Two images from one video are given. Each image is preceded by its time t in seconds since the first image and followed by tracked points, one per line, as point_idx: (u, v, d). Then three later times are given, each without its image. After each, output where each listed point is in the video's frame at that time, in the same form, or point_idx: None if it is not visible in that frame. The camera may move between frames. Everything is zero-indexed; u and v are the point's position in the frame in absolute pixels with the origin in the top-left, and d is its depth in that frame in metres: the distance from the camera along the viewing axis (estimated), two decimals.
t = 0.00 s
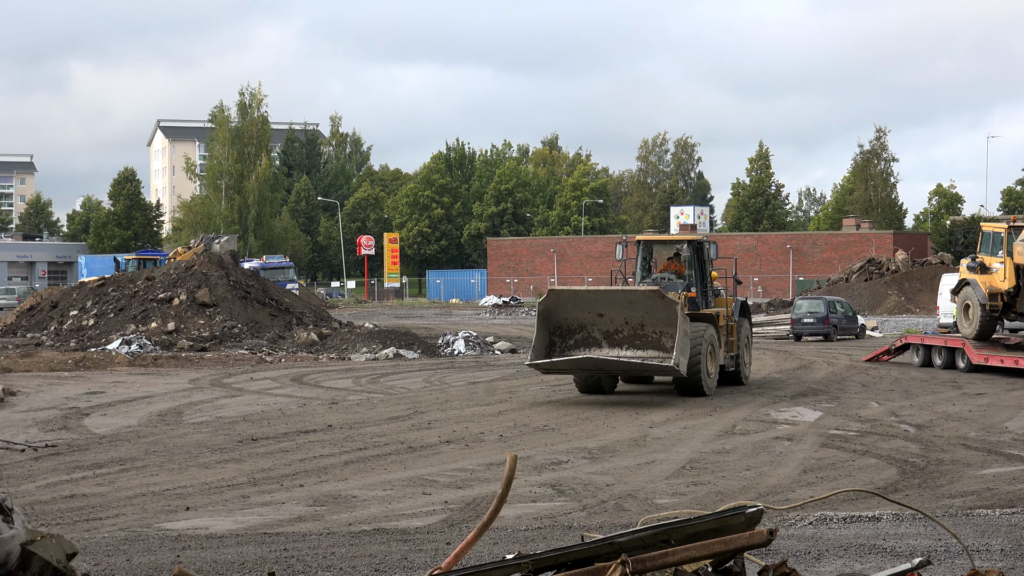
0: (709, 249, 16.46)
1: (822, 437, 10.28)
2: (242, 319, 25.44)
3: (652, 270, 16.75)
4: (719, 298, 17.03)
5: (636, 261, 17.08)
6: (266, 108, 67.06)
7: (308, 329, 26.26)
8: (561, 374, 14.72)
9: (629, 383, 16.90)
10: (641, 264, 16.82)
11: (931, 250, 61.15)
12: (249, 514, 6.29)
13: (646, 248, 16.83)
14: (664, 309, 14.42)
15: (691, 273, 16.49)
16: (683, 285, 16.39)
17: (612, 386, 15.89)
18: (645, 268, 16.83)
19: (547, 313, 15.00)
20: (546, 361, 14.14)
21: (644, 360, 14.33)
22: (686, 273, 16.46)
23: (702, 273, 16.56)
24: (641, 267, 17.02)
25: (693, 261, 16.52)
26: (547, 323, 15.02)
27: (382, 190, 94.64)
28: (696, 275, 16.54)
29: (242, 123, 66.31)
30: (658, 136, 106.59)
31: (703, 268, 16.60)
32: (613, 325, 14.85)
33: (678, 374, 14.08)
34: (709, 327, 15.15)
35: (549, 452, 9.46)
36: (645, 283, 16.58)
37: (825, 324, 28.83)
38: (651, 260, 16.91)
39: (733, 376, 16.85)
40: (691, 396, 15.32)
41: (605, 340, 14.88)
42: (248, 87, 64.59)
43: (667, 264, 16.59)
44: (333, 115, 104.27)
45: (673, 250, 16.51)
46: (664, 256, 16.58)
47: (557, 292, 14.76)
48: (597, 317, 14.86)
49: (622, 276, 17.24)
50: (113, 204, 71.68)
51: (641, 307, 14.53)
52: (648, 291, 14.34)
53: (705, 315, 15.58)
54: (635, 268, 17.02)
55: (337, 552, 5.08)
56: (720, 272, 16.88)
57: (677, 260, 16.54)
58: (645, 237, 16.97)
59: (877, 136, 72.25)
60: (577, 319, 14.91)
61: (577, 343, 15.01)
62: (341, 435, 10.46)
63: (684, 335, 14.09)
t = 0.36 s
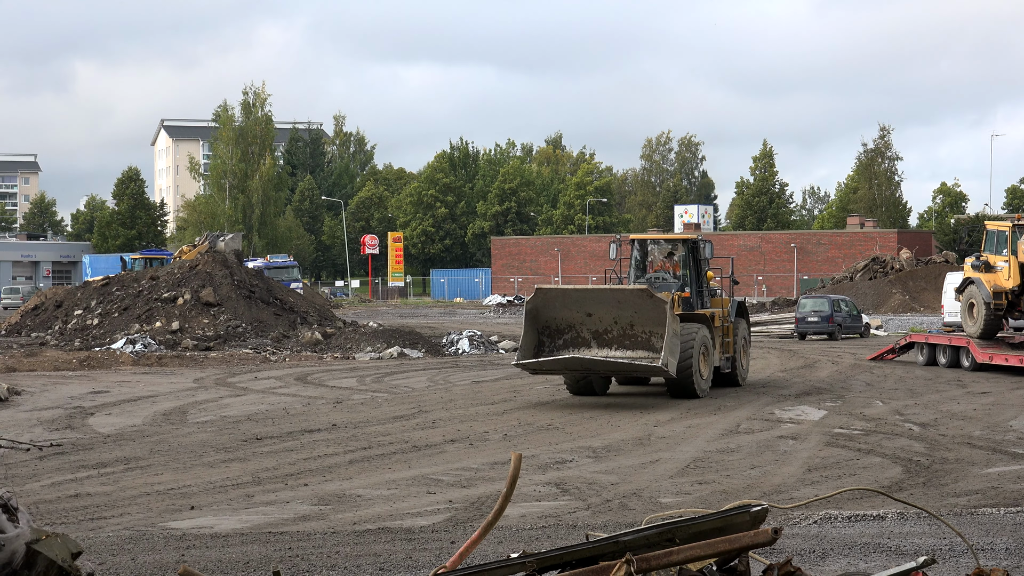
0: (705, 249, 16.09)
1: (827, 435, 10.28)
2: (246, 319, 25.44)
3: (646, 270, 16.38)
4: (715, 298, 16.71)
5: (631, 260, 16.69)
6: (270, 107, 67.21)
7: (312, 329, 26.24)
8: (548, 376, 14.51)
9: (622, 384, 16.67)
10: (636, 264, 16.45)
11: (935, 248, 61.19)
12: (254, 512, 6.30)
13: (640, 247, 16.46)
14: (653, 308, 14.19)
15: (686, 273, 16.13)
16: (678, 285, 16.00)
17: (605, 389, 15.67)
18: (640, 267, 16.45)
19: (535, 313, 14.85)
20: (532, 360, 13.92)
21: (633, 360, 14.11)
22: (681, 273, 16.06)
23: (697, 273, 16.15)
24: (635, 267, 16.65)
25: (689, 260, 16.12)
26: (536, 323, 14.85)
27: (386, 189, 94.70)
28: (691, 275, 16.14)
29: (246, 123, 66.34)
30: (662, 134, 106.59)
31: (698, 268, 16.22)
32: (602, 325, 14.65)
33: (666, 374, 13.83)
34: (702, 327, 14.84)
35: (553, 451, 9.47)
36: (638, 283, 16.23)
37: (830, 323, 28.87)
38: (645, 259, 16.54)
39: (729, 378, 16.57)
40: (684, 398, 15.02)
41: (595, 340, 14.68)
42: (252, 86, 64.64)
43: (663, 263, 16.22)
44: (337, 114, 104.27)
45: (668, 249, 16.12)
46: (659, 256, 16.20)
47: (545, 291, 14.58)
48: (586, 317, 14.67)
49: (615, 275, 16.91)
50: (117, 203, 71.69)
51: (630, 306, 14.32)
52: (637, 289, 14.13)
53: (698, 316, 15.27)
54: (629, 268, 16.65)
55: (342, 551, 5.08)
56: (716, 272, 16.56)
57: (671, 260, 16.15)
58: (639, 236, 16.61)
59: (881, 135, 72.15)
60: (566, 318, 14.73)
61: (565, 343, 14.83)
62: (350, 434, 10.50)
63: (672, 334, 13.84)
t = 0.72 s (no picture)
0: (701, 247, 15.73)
1: (835, 435, 10.27)
2: (253, 318, 25.44)
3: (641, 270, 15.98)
4: (712, 298, 16.41)
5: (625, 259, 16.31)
6: (277, 106, 67.32)
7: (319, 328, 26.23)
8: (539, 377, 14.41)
9: (618, 386, 16.50)
10: (631, 263, 16.07)
11: (942, 248, 61.17)
12: (262, 511, 6.32)
13: (635, 246, 16.07)
14: (644, 309, 14.05)
15: (682, 273, 15.75)
16: (673, 286, 15.64)
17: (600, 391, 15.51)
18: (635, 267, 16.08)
19: (526, 313, 14.79)
20: (519, 362, 13.83)
21: (622, 362, 13.99)
22: (676, 273, 15.68)
23: (693, 272, 15.79)
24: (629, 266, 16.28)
25: (684, 259, 15.73)
26: (526, 324, 14.78)
27: (393, 189, 94.84)
28: (687, 274, 15.79)
29: (253, 122, 66.56)
30: (669, 133, 106.54)
31: (694, 267, 15.87)
32: (592, 326, 14.54)
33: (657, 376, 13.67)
34: (697, 329, 14.59)
35: (560, 450, 9.45)
36: (634, 284, 15.86)
37: (837, 323, 28.83)
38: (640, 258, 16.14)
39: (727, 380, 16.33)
40: (678, 401, 14.82)
41: (585, 341, 14.58)
42: (260, 86, 64.69)
43: (658, 263, 15.82)
44: (344, 113, 104.32)
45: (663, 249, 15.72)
46: (654, 255, 15.79)
47: (535, 291, 14.51)
48: (576, 318, 14.57)
49: (609, 274, 16.55)
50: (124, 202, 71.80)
51: (621, 307, 14.20)
52: (627, 290, 14.01)
53: (693, 317, 15.01)
54: (623, 268, 16.28)
55: (350, 550, 5.08)
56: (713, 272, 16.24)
57: (666, 259, 15.75)
58: (634, 235, 16.22)
59: (888, 133, 72.07)
60: (556, 319, 14.65)
61: (555, 344, 14.75)
62: (359, 432, 10.49)
63: (662, 335, 13.68)
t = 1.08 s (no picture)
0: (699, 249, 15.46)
1: (844, 435, 10.27)
2: (263, 317, 25.45)
3: (639, 271, 15.74)
4: (710, 300, 16.12)
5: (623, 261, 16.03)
6: (287, 106, 67.23)
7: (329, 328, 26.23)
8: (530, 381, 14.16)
9: (614, 390, 16.24)
10: (629, 264, 15.84)
11: (953, 249, 61.04)
12: (270, 510, 6.32)
13: (633, 246, 15.83)
14: (637, 311, 13.76)
15: (680, 274, 15.48)
16: (670, 288, 15.38)
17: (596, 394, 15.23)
18: (633, 269, 15.79)
19: (518, 315, 14.53)
20: (510, 364, 13.59)
21: (615, 365, 13.70)
22: (674, 275, 15.42)
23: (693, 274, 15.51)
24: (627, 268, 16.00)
25: (684, 261, 15.45)
26: (518, 325, 14.52)
27: (403, 189, 94.79)
28: (686, 276, 15.52)
29: (264, 122, 66.49)
30: (679, 134, 106.27)
31: (694, 269, 15.61)
32: (585, 328, 14.27)
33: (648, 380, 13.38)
34: (692, 332, 14.30)
35: (570, 451, 9.45)
36: (631, 286, 15.63)
37: (847, 323, 28.80)
38: (638, 259, 15.91)
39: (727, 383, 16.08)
40: (673, 404, 14.53)
41: (578, 343, 14.32)
42: (270, 86, 64.60)
43: (656, 264, 15.57)
44: (354, 113, 104.28)
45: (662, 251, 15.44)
46: (652, 256, 15.54)
47: (526, 292, 14.25)
48: (569, 320, 14.32)
49: (607, 275, 16.33)
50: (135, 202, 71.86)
51: (613, 308, 13.91)
52: (619, 291, 13.72)
53: (689, 320, 14.72)
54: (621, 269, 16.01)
55: (359, 549, 5.09)
56: (713, 273, 15.95)
57: (665, 261, 15.48)
58: (631, 235, 15.98)
59: (899, 134, 71.93)
60: (548, 320, 14.39)
61: (548, 346, 14.50)
62: (372, 431, 10.50)
63: (655, 338, 13.39)
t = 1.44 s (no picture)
0: (699, 249, 15.10)
1: (857, 435, 10.26)
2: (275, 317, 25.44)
3: (636, 272, 15.40)
4: (711, 301, 15.70)
5: (620, 261, 15.70)
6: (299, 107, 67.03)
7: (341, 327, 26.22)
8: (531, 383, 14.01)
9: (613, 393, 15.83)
10: (626, 265, 15.51)
11: (965, 249, 60.89)
12: (282, 510, 6.31)
13: (630, 247, 15.50)
14: (628, 313, 13.31)
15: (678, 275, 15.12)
16: (668, 288, 15.02)
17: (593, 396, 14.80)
18: (630, 269, 15.44)
19: (509, 316, 14.15)
20: (498, 368, 13.22)
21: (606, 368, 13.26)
22: (673, 275, 15.07)
23: (692, 275, 15.16)
24: (625, 269, 15.66)
25: (683, 261, 15.10)
26: (509, 327, 14.13)
27: (414, 189, 94.84)
28: (685, 277, 15.14)
29: (275, 122, 66.40)
30: (690, 133, 105.94)
31: (693, 270, 15.24)
32: (577, 330, 13.84)
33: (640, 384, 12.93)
34: (688, 333, 13.83)
35: (582, 450, 9.45)
36: (628, 287, 15.29)
37: (859, 323, 28.76)
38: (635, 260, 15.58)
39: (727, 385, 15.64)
40: (669, 408, 14.07)
41: (570, 346, 13.89)
42: (283, 86, 64.55)
43: (654, 265, 15.22)
44: (366, 113, 104.33)
45: (660, 250, 15.10)
46: (650, 256, 15.19)
47: (516, 293, 13.84)
48: (560, 321, 13.89)
49: (604, 277, 15.99)
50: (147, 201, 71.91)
51: (605, 310, 13.47)
52: (610, 292, 13.27)
53: (686, 321, 14.29)
54: (619, 269, 15.66)
55: (371, 549, 5.09)
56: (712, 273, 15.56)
57: (663, 261, 15.13)
58: (629, 235, 15.64)
59: (911, 134, 71.86)
60: (539, 322, 13.97)
61: (540, 348, 14.09)
62: (385, 432, 10.49)
63: (646, 341, 12.95)
